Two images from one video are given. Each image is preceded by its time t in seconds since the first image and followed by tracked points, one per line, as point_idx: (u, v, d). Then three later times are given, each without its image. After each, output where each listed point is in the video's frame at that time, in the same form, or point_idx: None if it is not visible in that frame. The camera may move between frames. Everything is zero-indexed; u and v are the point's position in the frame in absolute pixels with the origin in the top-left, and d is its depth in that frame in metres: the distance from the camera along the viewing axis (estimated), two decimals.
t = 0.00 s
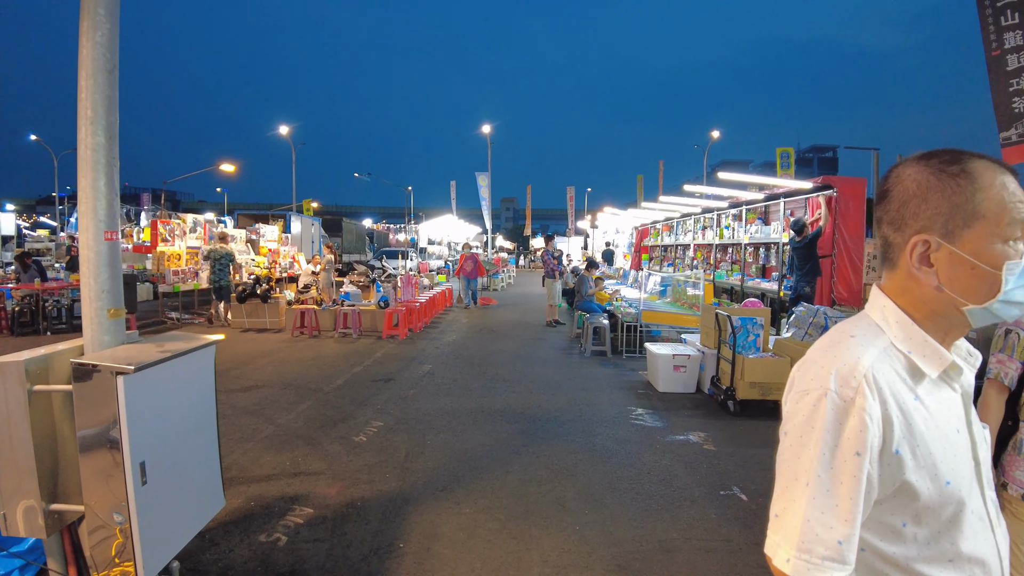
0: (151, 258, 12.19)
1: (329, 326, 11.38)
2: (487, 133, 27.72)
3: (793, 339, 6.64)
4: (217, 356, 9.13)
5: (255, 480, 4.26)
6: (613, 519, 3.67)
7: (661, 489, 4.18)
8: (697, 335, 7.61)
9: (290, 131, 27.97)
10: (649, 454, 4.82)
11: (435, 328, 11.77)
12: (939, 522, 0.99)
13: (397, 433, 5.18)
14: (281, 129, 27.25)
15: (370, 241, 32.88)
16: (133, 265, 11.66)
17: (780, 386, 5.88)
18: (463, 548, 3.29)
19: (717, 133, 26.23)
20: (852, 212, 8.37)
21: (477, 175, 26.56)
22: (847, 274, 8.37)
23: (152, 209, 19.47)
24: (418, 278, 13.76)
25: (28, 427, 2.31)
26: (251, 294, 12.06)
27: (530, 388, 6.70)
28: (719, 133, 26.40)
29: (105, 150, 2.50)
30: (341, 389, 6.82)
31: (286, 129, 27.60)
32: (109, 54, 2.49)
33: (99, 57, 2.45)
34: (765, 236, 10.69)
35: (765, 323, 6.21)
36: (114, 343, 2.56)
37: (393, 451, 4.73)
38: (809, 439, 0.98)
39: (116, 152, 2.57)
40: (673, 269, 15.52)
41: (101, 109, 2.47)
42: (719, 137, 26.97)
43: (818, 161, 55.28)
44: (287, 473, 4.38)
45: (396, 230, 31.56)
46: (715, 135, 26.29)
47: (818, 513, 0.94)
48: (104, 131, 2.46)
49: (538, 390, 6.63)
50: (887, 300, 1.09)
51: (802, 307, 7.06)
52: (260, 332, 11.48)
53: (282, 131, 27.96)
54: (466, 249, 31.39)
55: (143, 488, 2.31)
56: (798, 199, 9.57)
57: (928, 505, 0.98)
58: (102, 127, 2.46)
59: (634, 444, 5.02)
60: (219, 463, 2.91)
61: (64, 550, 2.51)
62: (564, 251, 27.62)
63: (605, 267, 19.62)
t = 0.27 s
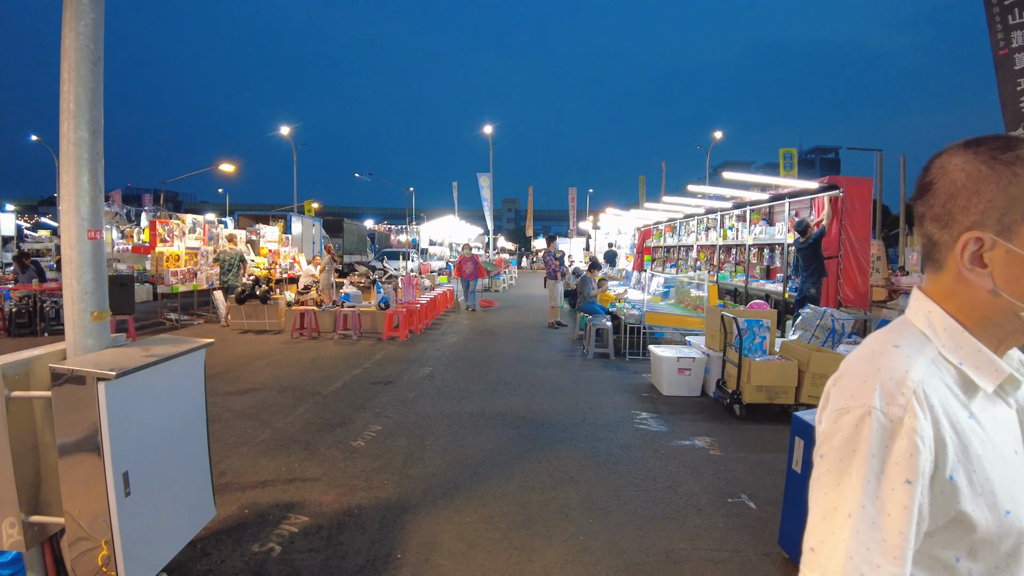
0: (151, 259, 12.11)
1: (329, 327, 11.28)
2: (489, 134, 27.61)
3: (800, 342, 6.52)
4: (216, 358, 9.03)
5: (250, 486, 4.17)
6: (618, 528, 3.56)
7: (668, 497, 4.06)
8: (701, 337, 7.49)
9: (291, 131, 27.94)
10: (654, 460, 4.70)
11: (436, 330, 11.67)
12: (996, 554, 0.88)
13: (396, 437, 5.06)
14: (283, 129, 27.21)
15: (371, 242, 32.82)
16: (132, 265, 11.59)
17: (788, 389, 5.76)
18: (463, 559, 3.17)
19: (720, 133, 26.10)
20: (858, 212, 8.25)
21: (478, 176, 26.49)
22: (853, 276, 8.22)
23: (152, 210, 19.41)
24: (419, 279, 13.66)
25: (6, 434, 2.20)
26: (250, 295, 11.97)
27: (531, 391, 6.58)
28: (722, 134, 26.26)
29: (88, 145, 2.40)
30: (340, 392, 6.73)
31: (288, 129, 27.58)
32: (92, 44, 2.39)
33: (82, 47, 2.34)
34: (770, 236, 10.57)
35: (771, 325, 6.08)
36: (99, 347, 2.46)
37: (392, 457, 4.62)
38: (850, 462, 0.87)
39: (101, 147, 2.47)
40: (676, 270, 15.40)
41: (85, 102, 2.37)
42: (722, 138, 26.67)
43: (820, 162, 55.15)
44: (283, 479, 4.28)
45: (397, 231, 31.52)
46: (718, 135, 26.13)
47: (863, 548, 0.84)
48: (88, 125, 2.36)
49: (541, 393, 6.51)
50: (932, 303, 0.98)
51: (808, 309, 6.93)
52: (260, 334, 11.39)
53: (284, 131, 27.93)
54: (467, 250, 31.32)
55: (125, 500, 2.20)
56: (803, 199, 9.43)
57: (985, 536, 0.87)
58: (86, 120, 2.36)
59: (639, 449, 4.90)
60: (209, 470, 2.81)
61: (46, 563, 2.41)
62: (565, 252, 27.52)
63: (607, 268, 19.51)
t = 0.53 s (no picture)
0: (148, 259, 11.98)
1: (328, 328, 11.13)
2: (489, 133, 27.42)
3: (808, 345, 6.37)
4: (213, 360, 8.90)
5: (244, 496, 4.03)
6: (628, 542, 3.42)
7: (677, 507, 3.93)
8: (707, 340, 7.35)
9: (291, 131, 27.87)
10: (662, 468, 4.57)
11: (436, 331, 11.52)
12: None
13: (396, 444, 4.93)
14: (282, 128, 27.06)
15: (371, 241, 32.67)
16: (128, 265, 11.46)
17: (797, 394, 5.62)
18: None
19: (722, 133, 25.95)
20: (866, 213, 8.06)
21: (479, 176, 26.32)
22: (860, 277, 8.04)
23: (151, 210, 19.30)
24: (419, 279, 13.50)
25: None
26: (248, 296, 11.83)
27: (535, 395, 6.45)
28: (724, 133, 26.08)
29: (69, 141, 2.32)
30: (339, 396, 6.59)
31: (287, 129, 27.43)
32: (74, 34, 2.32)
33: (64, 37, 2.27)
34: (775, 237, 10.41)
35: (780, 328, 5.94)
36: (79, 355, 2.37)
37: (392, 465, 4.47)
38: (944, 505, 0.86)
39: (84, 144, 2.39)
40: (679, 271, 15.24)
41: (66, 96, 2.30)
42: (724, 137, 26.45)
43: (822, 162, 54.96)
44: (279, 488, 4.15)
45: (398, 231, 31.36)
46: (720, 135, 25.93)
47: None
48: (68, 119, 2.29)
49: (544, 397, 6.38)
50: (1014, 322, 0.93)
51: (816, 312, 6.79)
52: (259, 335, 11.25)
53: (283, 131, 27.87)
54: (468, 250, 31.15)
55: (107, 520, 2.06)
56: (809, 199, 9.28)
57: None
58: (67, 114, 2.28)
59: (646, 457, 4.77)
60: (200, 484, 2.68)
61: None
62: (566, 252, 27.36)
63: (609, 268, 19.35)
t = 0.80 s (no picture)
0: (144, 259, 11.86)
1: (328, 330, 10.98)
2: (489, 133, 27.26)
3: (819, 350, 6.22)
4: (211, 364, 8.75)
5: (241, 509, 3.92)
6: (641, 557, 3.29)
7: (691, 521, 3.77)
8: (715, 343, 7.20)
9: (290, 130, 27.75)
10: (673, 478, 4.42)
11: (437, 333, 11.38)
12: None
13: (397, 453, 4.78)
14: (281, 128, 26.91)
15: (371, 242, 32.52)
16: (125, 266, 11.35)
17: (810, 400, 5.47)
18: None
19: (723, 133, 25.78)
20: (874, 214, 7.89)
21: (479, 175, 26.18)
22: (869, 279, 7.87)
23: (149, 210, 19.16)
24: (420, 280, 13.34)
25: None
26: (247, 298, 11.70)
27: (540, 400, 6.30)
28: (726, 133, 25.91)
29: (49, 142, 2.32)
30: (339, 400, 6.45)
31: (287, 128, 27.27)
32: (54, 29, 2.33)
33: (43, 31, 2.28)
34: (780, 238, 10.27)
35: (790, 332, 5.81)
36: (62, 368, 2.37)
37: (394, 475, 4.33)
38: None
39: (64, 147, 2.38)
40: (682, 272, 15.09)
41: (46, 96, 2.30)
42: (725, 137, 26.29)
43: (822, 162, 54.84)
44: (278, 501, 4.02)
45: (398, 231, 31.19)
46: (721, 135, 25.79)
47: None
48: (48, 117, 2.30)
49: (549, 403, 6.23)
50: None
51: (826, 315, 6.65)
52: (257, 337, 11.10)
53: (283, 130, 27.72)
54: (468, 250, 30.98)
55: (91, 548, 1.93)
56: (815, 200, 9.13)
57: None
58: (46, 114, 2.29)
59: (657, 466, 4.61)
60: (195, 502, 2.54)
61: None
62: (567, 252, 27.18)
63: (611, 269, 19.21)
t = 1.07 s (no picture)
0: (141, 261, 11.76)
1: (327, 333, 10.87)
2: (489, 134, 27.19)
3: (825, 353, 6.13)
4: (208, 367, 8.65)
5: (238, 520, 3.82)
6: (650, 568, 3.19)
7: (701, 530, 3.67)
8: (719, 346, 7.10)
9: (289, 131, 27.65)
10: (681, 485, 4.32)
11: (437, 335, 11.28)
12: None
13: (397, 459, 4.69)
14: (281, 128, 26.83)
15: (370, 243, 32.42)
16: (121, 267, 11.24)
17: (818, 405, 5.36)
18: None
19: (723, 134, 25.69)
20: (880, 216, 7.76)
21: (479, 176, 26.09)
22: (875, 282, 7.77)
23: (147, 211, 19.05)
24: (419, 282, 13.22)
25: None
26: (245, 300, 11.59)
27: (543, 404, 6.20)
28: (726, 134, 25.82)
29: (32, 135, 2.26)
30: (338, 405, 6.35)
31: (286, 129, 27.22)
32: (38, 16, 2.28)
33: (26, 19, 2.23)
34: (784, 240, 10.18)
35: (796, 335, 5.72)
36: (45, 376, 2.29)
37: (395, 484, 4.23)
38: None
39: (47, 146, 2.31)
40: (683, 273, 15.01)
41: (29, 87, 2.24)
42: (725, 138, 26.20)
43: (821, 163, 54.84)
44: (275, 511, 3.92)
45: (397, 232, 31.09)
46: (721, 136, 25.72)
47: None
48: (30, 109, 2.23)
49: (553, 407, 6.12)
50: None
51: (833, 318, 6.50)
52: (255, 340, 10.99)
53: (282, 131, 27.60)
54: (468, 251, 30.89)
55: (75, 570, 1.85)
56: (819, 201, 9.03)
57: None
58: (28, 105, 2.23)
59: (664, 473, 4.51)
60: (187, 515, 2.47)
61: None
62: (567, 253, 27.04)
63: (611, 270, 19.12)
